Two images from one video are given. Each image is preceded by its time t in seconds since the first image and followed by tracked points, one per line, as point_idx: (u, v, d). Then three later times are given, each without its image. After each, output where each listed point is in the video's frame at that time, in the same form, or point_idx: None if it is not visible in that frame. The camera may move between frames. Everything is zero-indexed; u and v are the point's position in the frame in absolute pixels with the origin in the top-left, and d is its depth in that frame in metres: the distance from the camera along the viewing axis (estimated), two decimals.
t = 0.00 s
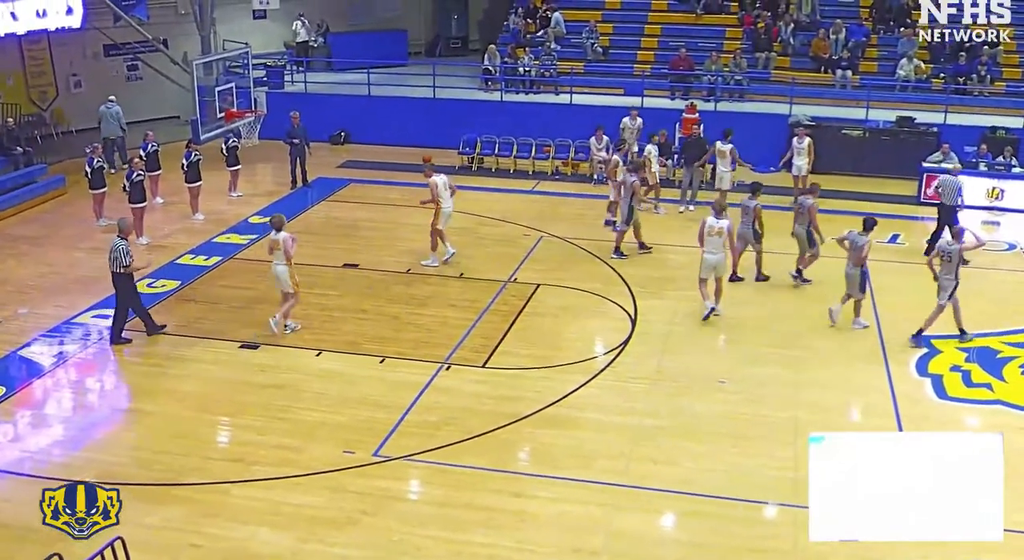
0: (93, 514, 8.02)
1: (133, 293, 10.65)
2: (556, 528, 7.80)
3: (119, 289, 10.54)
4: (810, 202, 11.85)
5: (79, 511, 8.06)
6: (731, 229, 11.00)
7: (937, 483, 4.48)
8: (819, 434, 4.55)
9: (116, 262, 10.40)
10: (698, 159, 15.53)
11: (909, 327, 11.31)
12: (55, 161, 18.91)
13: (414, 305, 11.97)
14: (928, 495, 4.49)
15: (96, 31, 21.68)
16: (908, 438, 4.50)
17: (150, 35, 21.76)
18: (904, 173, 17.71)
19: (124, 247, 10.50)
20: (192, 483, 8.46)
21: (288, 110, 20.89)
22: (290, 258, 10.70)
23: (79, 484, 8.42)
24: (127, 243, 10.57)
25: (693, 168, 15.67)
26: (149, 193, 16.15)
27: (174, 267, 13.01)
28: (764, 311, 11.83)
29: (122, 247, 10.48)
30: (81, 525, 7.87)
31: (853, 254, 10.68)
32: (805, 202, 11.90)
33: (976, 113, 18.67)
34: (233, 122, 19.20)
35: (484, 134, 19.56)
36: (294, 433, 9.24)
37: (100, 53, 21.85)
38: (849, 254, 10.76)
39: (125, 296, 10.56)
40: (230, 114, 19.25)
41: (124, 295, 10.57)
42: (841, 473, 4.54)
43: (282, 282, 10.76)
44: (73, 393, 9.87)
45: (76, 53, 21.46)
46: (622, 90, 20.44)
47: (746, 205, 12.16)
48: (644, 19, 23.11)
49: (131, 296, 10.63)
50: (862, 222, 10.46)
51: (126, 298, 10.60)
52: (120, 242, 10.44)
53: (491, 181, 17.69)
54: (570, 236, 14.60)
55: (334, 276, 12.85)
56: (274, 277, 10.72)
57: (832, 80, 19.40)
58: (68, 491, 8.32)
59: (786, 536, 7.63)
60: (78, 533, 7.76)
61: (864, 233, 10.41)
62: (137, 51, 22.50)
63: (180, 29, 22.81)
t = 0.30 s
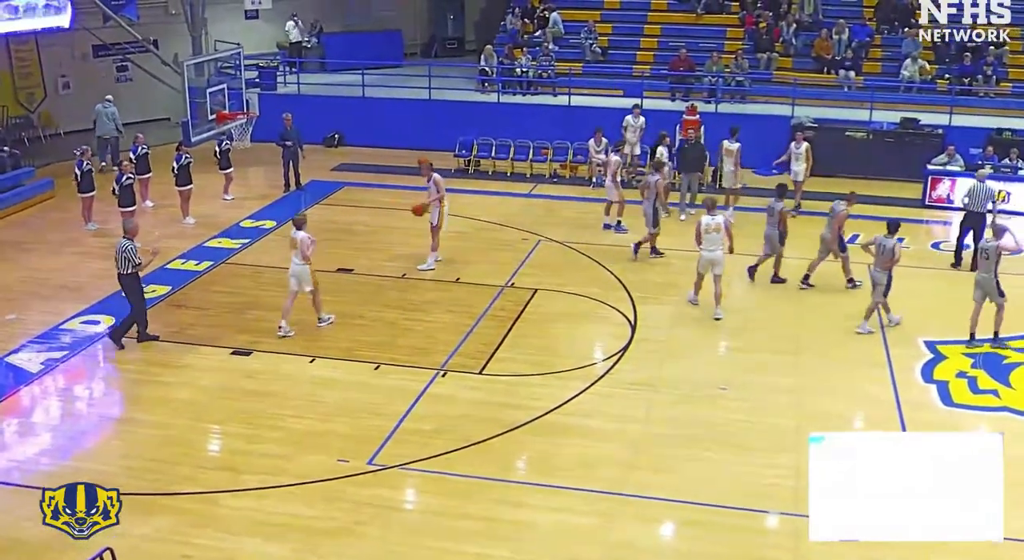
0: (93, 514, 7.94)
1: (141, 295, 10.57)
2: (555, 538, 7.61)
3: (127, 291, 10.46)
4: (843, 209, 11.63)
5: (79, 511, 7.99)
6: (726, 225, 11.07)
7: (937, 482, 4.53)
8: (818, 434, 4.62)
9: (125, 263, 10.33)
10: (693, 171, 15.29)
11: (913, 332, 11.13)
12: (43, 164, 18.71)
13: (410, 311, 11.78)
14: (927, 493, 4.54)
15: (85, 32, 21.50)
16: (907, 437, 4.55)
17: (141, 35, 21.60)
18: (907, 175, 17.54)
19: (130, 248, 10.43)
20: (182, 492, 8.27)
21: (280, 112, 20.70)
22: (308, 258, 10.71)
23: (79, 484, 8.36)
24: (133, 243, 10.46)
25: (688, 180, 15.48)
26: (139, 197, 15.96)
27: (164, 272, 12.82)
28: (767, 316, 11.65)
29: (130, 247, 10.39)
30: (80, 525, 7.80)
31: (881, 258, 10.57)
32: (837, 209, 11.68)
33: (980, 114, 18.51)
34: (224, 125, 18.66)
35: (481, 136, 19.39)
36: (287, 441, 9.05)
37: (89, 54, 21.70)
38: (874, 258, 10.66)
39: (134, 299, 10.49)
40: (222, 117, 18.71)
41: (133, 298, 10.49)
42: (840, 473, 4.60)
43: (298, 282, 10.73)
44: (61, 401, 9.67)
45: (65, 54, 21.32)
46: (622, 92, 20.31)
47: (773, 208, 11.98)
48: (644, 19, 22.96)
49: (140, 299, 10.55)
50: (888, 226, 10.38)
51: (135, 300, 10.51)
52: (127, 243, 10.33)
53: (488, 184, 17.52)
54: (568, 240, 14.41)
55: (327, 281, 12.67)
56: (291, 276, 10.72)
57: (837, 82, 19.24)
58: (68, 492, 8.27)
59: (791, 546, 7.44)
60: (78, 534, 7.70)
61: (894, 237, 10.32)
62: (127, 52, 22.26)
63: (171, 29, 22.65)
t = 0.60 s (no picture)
0: (93, 514, 7.89)
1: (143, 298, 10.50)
2: (557, 547, 7.41)
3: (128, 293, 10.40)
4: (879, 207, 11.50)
5: (79, 511, 7.95)
6: (720, 220, 11.24)
7: (938, 482, 3.91)
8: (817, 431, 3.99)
9: (128, 265, 10.25)
10: (697, 169, 15.08)
11: (921, 337, 10.93)
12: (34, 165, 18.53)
13: (408, 316, 11.59)
14: (929, 492, 3.90)
15: (77, 31, 21.35)
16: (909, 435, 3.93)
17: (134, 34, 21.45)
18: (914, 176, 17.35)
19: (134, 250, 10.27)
20: (174, 500, 8.07)
21: (275, 113, 20.54)
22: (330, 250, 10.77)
23: (79, 484, 8.29)
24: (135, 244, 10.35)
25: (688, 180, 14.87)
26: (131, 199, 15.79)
27: (157, 276, 12.64)
28: (772, 320, 11.45)
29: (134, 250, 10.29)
30: (81, 525, 7.75)
31: (910, 257, 10.55)
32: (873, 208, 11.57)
33: (987, 115, 18.33)
34: (218, 125, 18.77)
35: (480, 137, 19.23)
36: (283, 449, 8.85)
37: (81, 53, 21.55)
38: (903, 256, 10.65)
39: (135, 302, 10.43)
40: (217, 117, 18.73)
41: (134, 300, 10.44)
42: (840, 472, 3.94)
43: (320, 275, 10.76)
44: (52, 407, 9.49)
45: (57, 54, 21.17)
46: (624, 92, 20.15)
47: (798, 210, 11.85)
48: (646, 18, 22.79)
49: (142, 301, 10.50)
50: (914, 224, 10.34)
51: (135, 302, 10.46)
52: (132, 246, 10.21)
53: (488, 186, 17.33)
54: (569, 243, 14.23)
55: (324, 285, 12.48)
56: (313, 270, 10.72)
57: (843, 82, 19.04)
58: (68, 492, 8.20)
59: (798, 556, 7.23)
60: (78, 534, 7.65)
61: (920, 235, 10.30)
62: (119, 51, 22.14)
63: (164, 28, 22.51)
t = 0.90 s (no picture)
0: (92, 514, 7.81)
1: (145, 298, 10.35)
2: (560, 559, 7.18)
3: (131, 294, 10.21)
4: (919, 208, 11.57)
5: (79, 511, 7.87)
6: (725, 218, 11.11)
7: (937, 483, 4.37)
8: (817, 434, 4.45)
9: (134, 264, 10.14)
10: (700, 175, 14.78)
11: (933, 343, 10.70)
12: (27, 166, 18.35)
13: (409, 321, 11.36)
14: (926, 492, 4.36)
15: (70, 29, 21.19)
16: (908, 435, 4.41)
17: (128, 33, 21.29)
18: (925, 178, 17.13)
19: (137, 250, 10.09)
20: (167, 510, 7.85)
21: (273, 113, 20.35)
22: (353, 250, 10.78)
23: (79, 484, 8.21)
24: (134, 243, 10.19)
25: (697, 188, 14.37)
26: (125, 201, 15.60)
27: (151, 280, 12.44)
28: (783, 326, 11.21)
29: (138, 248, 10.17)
30: (81, 525, 7.68)
31: (949, 258, 10.38)
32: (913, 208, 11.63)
33: (1001, 115, 18.09)
34: (213, 127, 18.43)
35: (483, 139, 19.02)
36: (279, 457, 8.63)
37: (75, 52, 21.39)
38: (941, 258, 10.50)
39: (137, 303, 10.26)
40: (211, 117, 18.48)
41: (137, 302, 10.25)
42: (840, 473, 4.39)
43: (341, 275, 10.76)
44: (44, 414, 9.28)
45: (50, 52, 21.01)
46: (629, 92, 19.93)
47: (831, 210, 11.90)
48: (652, 16, 22.58)
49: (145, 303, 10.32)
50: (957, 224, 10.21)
51: (140, 305, 10.29)
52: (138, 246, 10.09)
53: (491, 188, 17.11)
54: (572, 246, 14.01)
55: (322, 289, 12.27)
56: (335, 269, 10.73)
57: (853, 81, 18.80)
58: (68, 492, 8.11)
59: None
60: (79, 533, 7.58)
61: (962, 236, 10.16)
62: (113, 50, 21.97)
63: (159, 26, 22.33)
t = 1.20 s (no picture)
0: (93, 513, 7.72)
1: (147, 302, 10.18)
2: None
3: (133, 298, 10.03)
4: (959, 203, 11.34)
5: (79, 511, 7.76)
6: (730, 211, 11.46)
7: (935, 487, 6.59)
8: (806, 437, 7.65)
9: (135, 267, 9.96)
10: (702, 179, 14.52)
11: (945, 348, 10.51)
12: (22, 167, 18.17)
13: (410, 324, 11.18)
14: (920, 498, 6.63)
15: (65, 27, 21.07)
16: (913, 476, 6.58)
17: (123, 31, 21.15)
18: (935, 179, 16.93)
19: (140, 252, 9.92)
20: (164, 517, 7.68)
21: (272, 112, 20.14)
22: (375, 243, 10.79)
23: (80, 484, 8.11)
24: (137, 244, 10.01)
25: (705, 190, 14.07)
26: (121, 202, 15.42)
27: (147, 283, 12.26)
28: (791, 330, 11.02)
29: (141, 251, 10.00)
30: (81, 524, 7.58)
31: (982, 256, 10.30)
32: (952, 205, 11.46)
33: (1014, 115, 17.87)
34: (211, 125, 18.50)
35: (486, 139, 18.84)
36: (278, 463, 8.45)
37: (69, 50, 21.26)
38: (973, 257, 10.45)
39: (140, 306, 10.07)
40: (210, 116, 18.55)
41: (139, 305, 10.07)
42: (830, 470, 7.09)
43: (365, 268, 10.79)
44: (38, 419, 9.11)
45: (44, 51, 20.88)
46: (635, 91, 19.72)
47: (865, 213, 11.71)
48: (659, 14, 22.40)
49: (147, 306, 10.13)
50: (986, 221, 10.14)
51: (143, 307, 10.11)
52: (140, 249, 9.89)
53: (494, 190, 16.93)
54: (576, 249, 13.82)
55: (322, 292, 12.09)
56: (357, 263, 10.78)
57: (863, 80, 18.62)
58: (69, 491, 8.02)
59: None
60: (78, 534, 7.48)
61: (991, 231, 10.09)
62: (108, 48, 21.78)
63: (155, 24, 22.19)
